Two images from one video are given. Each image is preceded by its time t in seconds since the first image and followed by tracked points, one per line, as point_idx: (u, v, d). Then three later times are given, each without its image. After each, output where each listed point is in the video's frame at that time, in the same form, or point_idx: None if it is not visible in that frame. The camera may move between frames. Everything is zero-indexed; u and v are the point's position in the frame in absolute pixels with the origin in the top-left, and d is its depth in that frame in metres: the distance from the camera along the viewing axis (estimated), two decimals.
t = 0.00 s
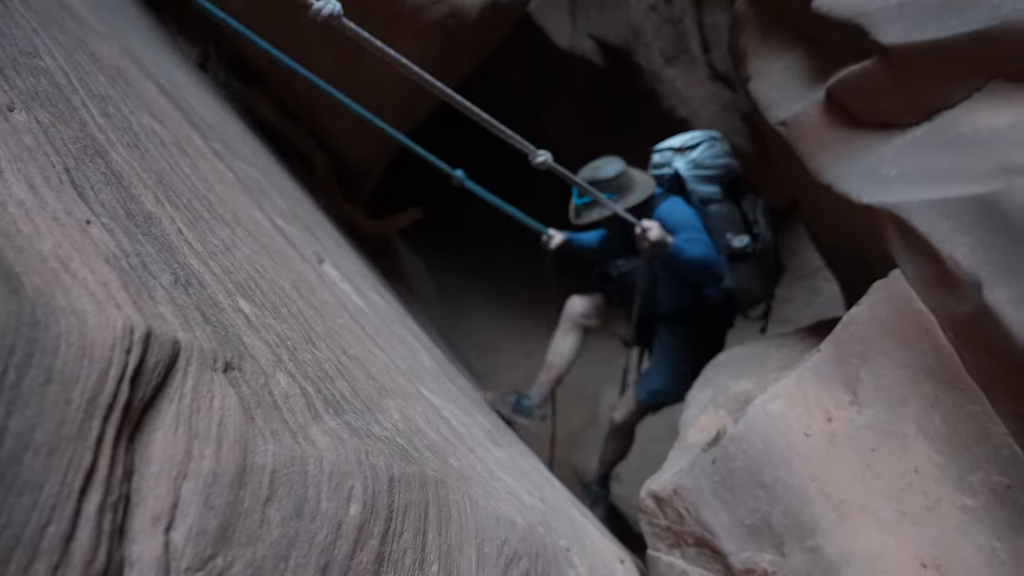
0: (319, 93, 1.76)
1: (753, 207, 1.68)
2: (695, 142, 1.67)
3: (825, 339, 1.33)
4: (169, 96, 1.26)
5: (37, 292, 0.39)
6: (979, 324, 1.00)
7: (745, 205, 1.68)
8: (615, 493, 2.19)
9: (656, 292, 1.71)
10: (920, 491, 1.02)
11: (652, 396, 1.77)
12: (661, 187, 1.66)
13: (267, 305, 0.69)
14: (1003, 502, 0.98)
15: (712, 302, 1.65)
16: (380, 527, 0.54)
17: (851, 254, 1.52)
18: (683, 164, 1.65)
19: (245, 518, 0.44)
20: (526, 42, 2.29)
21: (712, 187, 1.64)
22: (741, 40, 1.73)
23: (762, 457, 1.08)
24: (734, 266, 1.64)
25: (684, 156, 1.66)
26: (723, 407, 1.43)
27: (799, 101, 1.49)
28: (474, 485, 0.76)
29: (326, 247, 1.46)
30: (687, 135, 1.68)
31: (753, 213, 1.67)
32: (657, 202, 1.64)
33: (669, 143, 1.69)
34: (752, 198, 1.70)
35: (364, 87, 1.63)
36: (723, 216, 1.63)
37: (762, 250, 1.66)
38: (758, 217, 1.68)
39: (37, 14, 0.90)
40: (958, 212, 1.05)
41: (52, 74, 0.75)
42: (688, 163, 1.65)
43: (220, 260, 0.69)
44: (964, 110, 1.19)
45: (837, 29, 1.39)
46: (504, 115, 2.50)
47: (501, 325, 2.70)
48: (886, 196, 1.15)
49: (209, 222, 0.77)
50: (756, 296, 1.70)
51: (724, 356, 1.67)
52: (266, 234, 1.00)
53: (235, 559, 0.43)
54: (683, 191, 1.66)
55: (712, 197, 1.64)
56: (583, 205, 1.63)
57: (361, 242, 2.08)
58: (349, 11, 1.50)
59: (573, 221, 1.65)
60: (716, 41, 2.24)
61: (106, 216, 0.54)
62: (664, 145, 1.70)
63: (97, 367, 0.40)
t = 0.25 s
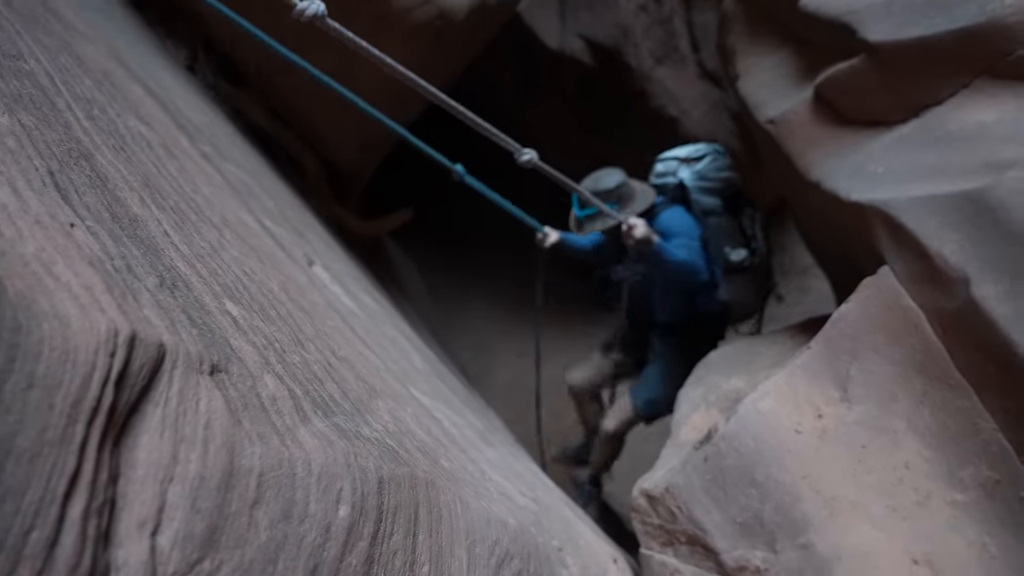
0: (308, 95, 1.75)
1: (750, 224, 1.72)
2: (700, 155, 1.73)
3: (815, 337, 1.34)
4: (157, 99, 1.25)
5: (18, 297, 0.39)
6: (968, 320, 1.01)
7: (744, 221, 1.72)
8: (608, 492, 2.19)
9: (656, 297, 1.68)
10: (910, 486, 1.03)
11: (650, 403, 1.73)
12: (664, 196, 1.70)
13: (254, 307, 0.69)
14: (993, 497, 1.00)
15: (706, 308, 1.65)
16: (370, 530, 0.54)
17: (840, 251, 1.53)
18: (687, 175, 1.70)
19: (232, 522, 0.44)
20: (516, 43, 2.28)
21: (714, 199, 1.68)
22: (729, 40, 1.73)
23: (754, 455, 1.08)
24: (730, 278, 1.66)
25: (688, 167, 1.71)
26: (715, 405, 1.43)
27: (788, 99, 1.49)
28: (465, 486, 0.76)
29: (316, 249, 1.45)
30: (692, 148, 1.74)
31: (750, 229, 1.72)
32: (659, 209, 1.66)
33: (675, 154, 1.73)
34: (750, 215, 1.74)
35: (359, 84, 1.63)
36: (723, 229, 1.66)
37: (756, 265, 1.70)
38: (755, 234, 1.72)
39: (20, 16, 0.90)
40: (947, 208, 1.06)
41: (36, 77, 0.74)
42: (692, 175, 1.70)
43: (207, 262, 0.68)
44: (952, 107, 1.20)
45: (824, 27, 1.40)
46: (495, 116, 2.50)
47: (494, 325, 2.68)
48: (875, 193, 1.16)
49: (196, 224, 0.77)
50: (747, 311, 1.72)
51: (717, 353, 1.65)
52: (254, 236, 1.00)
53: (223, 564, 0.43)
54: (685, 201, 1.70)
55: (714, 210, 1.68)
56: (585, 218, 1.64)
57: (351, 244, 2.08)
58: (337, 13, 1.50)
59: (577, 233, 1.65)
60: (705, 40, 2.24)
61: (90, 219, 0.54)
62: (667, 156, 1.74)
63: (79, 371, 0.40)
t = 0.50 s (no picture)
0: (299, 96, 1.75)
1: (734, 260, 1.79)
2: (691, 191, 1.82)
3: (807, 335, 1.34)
4: (147, 98, 1.24)
5: (2, 294, 0.39)
6: (957, 317, 1.01)
7: (731, 254, 1.78)
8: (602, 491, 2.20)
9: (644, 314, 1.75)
10: (901, 483, 1.03)
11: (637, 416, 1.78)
12: (655, 226, 1.76)
13: (243, 306, 0.68)
14: (981, 493, 0.99)
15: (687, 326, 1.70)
16: (360, 529, 0.54)
17: (831, 249, 1.53)
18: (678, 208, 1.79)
19: (220, 520, 0.44)
20: (508, 41, 2.27)
21: (701, 232, 1.78)
22: (720, 38, 1.74)
23: (745, 452, 1.08)
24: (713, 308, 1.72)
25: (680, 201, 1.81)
26: (707, 403, 1.43)
27: (778, 98, 1.50)
28: (456, 485, 0.76)
29: (308, 249, 1.45)
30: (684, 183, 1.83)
31: (735, 263, 1.77)
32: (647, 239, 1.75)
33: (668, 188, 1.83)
34: (735, 251, 1.81)
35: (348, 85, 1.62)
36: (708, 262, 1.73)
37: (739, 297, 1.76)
38: (738, 269, 1.78)
39: (7, 14, 0.89)
40: (936, 206, 1.06)
41: (22, 75, 0.74)
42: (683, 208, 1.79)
43: (196, 261, 0.68)
44: (941, 105, 1.20)
45: (815, 25, 1.40)
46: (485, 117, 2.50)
47: (486, 324, 2.68)
48: (864, 191, 1.16)
49: (185, 223, 0.76)
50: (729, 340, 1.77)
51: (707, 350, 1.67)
52: (245, 235, 0.99)
53: (210, 563, 0.43)
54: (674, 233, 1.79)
55: (700, 243, 1.76)
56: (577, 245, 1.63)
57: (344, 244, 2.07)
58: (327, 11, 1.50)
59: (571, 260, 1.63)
60: (696, 39, 2.26)
61: (77, 217, 0.54)
62: (659, 189, 1.84)
63: (63, 368, 0.39)
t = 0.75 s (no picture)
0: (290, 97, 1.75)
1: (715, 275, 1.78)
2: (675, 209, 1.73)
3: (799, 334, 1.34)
4: (137, 97, 1.24)
5: None
6: (949, 315, 1.02)
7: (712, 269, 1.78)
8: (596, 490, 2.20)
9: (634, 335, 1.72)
10: (893, 480, 1.03)
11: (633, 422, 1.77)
12: (642, 246, 1.72)
13: (235, 306, 0.68)
14: (973, 491, 1.00)
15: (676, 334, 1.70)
16: (353, 530, 0.54)
17: (823, 248, 1.53)
18: (663, 228, 1.72)
19: (212, 522, 0.44)
20: (500, 40, 2.26)
21: (685, 252, 1.72)
22: (712, 37, 1.74)
23: (738, 451, 1.08)
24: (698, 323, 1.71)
25: (664, 220, 1.72)
26: (700, 402, 1.43)
27: (770, 97, 1.50)
28: (450, 485, 0.76)
29: (300, 249, 1.44)
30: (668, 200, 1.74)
31: (715, 279, 1.78)
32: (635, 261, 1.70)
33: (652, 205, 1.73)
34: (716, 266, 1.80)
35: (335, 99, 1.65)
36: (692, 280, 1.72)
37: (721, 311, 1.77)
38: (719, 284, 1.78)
39: None
40: (927, 204, 1.06)
41: (11, 75, 0.73)
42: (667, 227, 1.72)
43: (187, 261, 0.68)
44: (932, 104, 1.20)
45: (806, 24, 1.40)
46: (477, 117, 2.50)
47: (479, 324, 2.68)
48: (856, 189, 1.16)
49: (175, 223, 0.76)
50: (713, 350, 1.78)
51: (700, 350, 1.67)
52: (236, 235, 0.99)
53: (203, 564, 0.42)
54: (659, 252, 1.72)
55: (684, 262, 1.72)
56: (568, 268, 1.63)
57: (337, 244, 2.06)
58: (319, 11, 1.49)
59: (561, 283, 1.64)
60: (689, 38, 2.27)
61: (67, 218, 0.53)
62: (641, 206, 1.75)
63: (53, 370, 0.39)
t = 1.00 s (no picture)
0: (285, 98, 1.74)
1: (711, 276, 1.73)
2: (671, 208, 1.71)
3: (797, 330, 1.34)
4: (132, 99, 1.23)
5: None
6: (947, 312, 1.02)
7: (708, 270, 1.73)
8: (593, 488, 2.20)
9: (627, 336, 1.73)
10: (893, 477, 1.04)
11: (621, 415, 1.79)
12: (636, 244, 1.72)
13: (235, 308, 0.68)
14: (972, 486, 1.00)
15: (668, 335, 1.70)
16: (358, 532, 0.54)
17: (819, 245, 1.54)
18: (656, 228, 1.70)
19: (219, 526, 0.44)
20: (494, 39, 2.27)
21: (678, 253, 1.69)
22: (707, 35, 1.74)
23: (738, 448, 1.09)
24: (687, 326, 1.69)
25: (659, 220, 1.70)
26: (698, 399, 1.43)
27: (765, 95, 1.50)
28: (452, 485, 0.76)
29: (297, 250, 1.44)
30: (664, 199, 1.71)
31: (711, 280, 1.72)
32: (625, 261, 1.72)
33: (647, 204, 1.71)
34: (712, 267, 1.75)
35: (329, 99, 1.64)
36: (683, 282, 1.68)
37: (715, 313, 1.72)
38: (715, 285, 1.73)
39: None
40: (925, 201, 1.07)
41: (7, 78, 0.73)
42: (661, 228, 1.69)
43: (187, 263, 0.67)
44: (928, 101, 1.21)
45: (802, 21, 1.40)
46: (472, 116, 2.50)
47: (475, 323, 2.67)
48: (853, 186, 1.17)
49: (174, 225, 0.76)
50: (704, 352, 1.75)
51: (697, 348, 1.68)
52: (233, 237, 0.98)
53: (210, 569, 0.42)
54: (653, 252, 1.71)
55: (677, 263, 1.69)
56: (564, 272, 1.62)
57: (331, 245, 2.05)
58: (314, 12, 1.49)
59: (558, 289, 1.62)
60: (682, 37, 2.23)
61: (67, 221, 0.53)
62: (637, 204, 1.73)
63: (58, 374, 0.39)
